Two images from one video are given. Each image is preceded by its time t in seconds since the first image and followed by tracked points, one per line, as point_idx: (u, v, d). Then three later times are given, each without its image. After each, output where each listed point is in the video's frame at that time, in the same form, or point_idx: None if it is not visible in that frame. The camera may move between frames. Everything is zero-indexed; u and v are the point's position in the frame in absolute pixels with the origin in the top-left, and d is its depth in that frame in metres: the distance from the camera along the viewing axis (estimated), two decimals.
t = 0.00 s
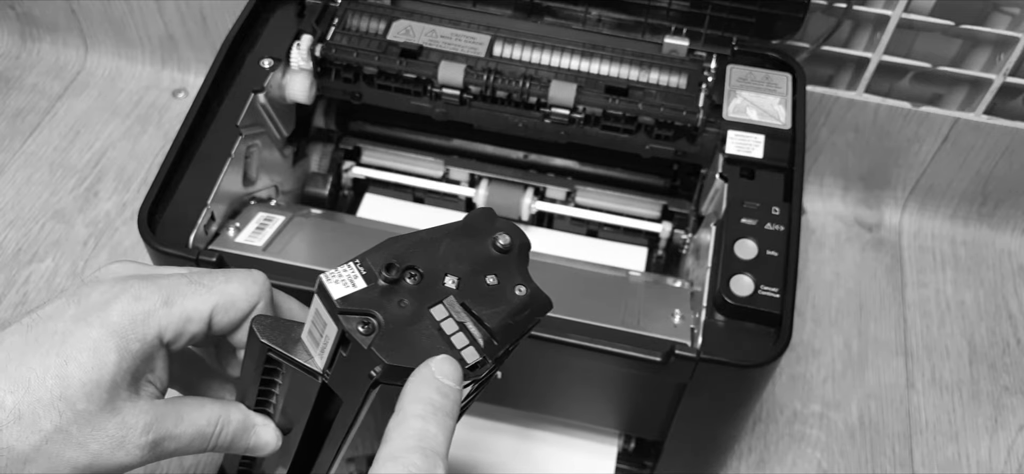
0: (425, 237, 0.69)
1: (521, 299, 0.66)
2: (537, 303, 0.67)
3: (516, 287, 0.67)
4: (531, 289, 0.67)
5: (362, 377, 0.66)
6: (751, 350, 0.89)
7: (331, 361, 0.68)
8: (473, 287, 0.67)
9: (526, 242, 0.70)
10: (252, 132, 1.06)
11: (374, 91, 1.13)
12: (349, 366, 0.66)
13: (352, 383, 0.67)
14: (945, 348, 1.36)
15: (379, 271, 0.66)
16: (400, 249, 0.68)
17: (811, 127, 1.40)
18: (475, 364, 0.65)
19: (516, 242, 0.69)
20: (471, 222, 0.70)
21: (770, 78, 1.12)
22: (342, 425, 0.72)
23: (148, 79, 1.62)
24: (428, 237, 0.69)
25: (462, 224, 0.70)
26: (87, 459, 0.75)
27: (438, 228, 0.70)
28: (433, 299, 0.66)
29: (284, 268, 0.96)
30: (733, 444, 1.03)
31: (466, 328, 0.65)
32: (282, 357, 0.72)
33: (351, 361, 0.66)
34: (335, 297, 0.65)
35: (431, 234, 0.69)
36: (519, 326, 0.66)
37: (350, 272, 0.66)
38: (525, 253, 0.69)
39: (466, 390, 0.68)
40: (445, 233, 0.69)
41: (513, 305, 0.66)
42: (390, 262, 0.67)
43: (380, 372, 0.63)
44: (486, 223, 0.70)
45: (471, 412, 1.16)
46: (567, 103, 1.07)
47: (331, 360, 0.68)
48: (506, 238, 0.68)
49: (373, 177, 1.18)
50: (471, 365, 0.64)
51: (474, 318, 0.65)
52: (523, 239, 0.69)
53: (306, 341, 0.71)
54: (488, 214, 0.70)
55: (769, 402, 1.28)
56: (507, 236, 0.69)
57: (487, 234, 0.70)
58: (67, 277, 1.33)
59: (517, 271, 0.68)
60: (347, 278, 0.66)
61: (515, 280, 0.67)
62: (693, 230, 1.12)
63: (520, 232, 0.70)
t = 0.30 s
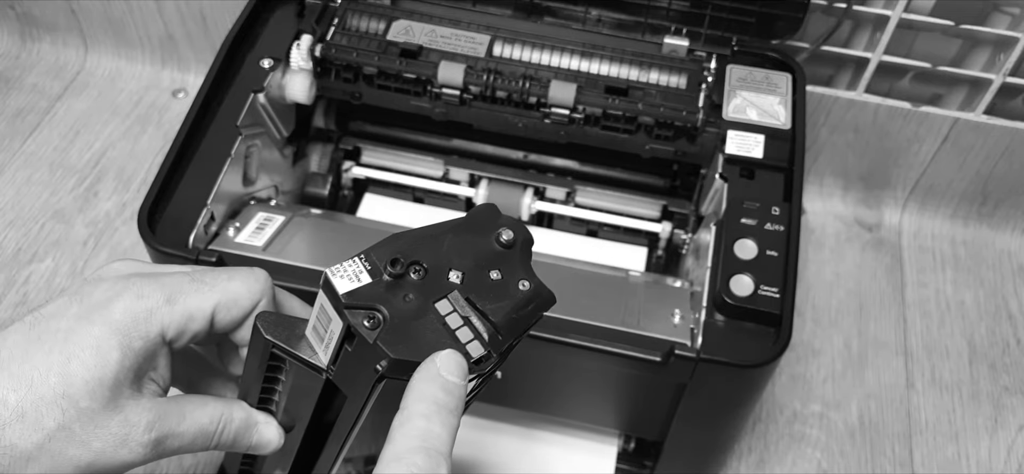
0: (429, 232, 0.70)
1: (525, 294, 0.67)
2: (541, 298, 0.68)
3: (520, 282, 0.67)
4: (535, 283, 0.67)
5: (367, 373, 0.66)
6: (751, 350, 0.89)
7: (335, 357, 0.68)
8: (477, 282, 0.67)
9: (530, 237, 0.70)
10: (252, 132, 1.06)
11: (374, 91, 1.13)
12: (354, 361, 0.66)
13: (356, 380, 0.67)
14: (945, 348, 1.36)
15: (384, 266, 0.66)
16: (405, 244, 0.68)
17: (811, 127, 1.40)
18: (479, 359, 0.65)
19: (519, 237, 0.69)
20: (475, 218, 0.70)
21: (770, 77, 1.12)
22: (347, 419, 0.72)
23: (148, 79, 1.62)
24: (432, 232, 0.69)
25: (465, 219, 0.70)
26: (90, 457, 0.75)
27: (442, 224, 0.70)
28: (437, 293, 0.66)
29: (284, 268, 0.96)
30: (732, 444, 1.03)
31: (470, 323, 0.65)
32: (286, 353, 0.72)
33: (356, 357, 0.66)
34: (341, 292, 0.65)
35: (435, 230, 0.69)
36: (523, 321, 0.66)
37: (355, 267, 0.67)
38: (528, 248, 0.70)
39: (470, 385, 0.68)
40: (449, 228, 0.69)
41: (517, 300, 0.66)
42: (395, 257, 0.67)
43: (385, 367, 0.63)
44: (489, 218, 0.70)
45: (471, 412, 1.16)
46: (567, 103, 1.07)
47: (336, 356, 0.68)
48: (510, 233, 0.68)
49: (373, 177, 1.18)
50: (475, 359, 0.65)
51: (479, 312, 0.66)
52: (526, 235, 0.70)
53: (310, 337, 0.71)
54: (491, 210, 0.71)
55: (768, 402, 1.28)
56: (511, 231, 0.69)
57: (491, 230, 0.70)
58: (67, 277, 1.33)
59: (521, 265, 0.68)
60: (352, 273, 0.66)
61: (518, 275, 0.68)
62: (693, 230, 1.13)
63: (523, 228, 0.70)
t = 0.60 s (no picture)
0: (434, 228, 0.70)
1: (531, 288, 0.67)
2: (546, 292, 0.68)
3: (525, 276, 0.67)
4: (540, 278, 0.68)
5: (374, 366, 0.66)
6: (750, 350, 0.89)
7: (342, 351, 0.68)
8: (483, 276, 0.67)
9: (534, 232, 0.70)
10: (252, 132, 1.06)
11: (374, 91, 1.13)
12: (361, 355, 0.67)
13: (362, 375, 0.67)
14: (945, 348, 1.36)
15: (391, 260, 0.67)
16: (411, 239, 0.69)
17: (811, 127, 1.40)
18: (486, 352, 0.65)
19: (524, 232, 0.69)
20: (480, 214, 0.70)
21: (770, 77, 1.12)
22: (353, 415, 0.72)
23: (148, 79, 1.62)
24: (438, 228, 0.70)
25: (471, 215, 0.71)
26: (94, 452, 0.75)
27: (447, 219, 0.71)
28: (444, 287, 0.67)
29: (284, 268, 0.96)
30: (732, 444, 1.03)
31: (477, 316, 0.66)
32: (292, 348, 0.72)
33: (364, 350, 0.66)
34: (349, 285, 0.66)
35: (441, 225, 0.70)
36: (529, 315, 0.66)
37: (363, 262, 0.67)
38: (534, 244, 0.70)
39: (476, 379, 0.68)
40: (455, 224, 0.70)
41: (523, 294, 0.66)
42: (401, 252, 0.68)
43: (392, 360, 0.64)
44: (494, 215, 0.71)
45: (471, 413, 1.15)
46: (567, 103, 1.07)
47: (343, 350, 0.68)
48: (515, 229, 0.69)
49: (373, 177, 1.18)
50: (482, 352, 0.65)
51: (485, 306, 0.66)
52: (531, 230, 0.70)
53: (317, 332, 0.71)
54: (496, 206, 0.71)
55: (768, 402, 1.28)
56: (516, 226, 0.69)
57: (496, 225, 0.70)
58: (66, 277, 1.33)
59: (526, 260, 0.68)
60: (360, 267, 0.67)
61: (524, 269, 0.68)
62: (692, 230, 1.13)
63: (528, 223, 0.70)
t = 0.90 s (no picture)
0: (444, 222, 0.70)
1: (539, 284, 0.67)
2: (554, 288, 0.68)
3: (534, 272, 0.67)
4: (548, 274, 0.68)
5: (384, 360, 0.66)
6: (750, 350, 0.89)
7: (351, 346, 0.68)
8: (492, 272, 0.67)
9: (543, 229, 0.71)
10: (252, 132, 1.06)
11: (374, 91, 1.13)
12: (371, 348, 0.67)
13: (372, 367, 0.68)
14: (944, 349, 1.36)
15: (401, 254, 0.67)
16: (421, 233, 0.68)
17: (811, 127, 1.40)
18: (495, 347, 0.66)
19: (533, 228, 0.69)
20: (489, 210, 0.70)
21: (770, 78, 1.12)
22: (359, 409, 0.73)
23: (148, 79, 1.62)
24: (447, 223, 0.69)
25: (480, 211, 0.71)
26: (99, 448, 0.76)
27: (456, 215, 0.70)
28: (454, 282, 0.67)
29: (285, 267, 0.96)
30: (732, 444, 1.03)
31: (486, 311, 0.66)
32: (300, 343, 0.72)
33: (373, 344, 0.66)
34: (360, 279, 0.65)
35: (450, 220, 0.70)
36: (538, 310, 0.67)
37: (373, 256, 0.67)
38: (542, 240, 0.70)
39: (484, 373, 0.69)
40: (464, 219, 0.70)
41: (531, 290, 0.67)
42: (412, 246, 0.67)
43: (403, 353, 0.64)
44: (503, 210, 0.71)
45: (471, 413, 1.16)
46: (566, 103, 1.07)
47: (352, 343, 0.68)
48: (524, 225, 0.69)
49: (373, 177, 1.18)
50: (492, 346, 0.65)
51: (495, 301, 0.66)
52: (539, 226, 0.70)
53: (325, 326, 0.71)
54: (505, 202, 0.71)
55: (768, 402, 1.28)
56: (524, 222, 0.69)
57: (505, 221, 0.70)
58: (66, 277, 1.33)
59: (535, 256, 0.68)
60: (370, 261, 0.66)
61: (533, 265, 0.68)
62: (692, 230, 1.13)
63: (536, 220, 0.70)
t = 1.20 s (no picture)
0: (452, 226, 0.70)
1: (547, 289, 0.67)
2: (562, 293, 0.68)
3: (542, 277, 0.68)
4: (556, 279, 0.68)
5: (392, 364, 0.67)
6: (749, 350, 0.89)
7: (358, 348, 0.69)
8: (500, 276, 0.68)
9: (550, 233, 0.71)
10: (252, 132, 1.06)
11: (374, 91, 1.13)
12: (379, 353, 0.67)
13: (380, 372, 0.68)
14: (944, 349, 1.36)
15: (409, 258, 0.67)
16: (429, 237, 0.69)
17: (811, 127, 1.40)
18: (504, 352, 0.66)
19: (540, 233, 0.70)
20: (498, 213, 0.71)
21: (770, 78, 1.12)
22: (366, 412, 0.73)
23: (148, 79, 1.62)
24: (456, 226, 0.70)
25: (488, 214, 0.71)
26: (102, 449, 0.76)
27: (464, 218, 0.71)
28: (462, 287, 0.67)
29: (285, 268, 0.96)
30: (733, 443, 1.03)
31: (494, 316, 0.66)
32: (306, 346, 0.72)
33: (381, 348, 0.67)
34: (369, 283, 0.66)
35: (458, 224, 0.70)
36: (546, 315, 0.67)
37: (382, 260, 0.67)
38: (550, 244, 0.70)
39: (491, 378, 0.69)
40: (472, 223, 0.70)
41: (539, 295, 0.67)
42: (420, 250, 0.68)
43: (414, 358, 0.65)
44: (511, 214, 0.71)
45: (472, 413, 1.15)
46: (566, 103, 1.07)
47: (359, 347, 0.69)
48: (531, 229, 0.69)
49: (373, 177, 1.18)
50: (500, 352, 0.65)
51: (503, 306, 0.67)
52: (547, 231, 0.70)
53: (332, 330, 0.71)
54: (512, 206, 0.71)
55: (768, 402, 1.28)
56: (532, 227, 0.69)
57: (512, 225, 0.71)
58: (66, 277, 1.33)
59: (543, 261, 0.69)
60: (379, 265, 0.67)
61: (540, 270, 0.68)
62: (692, 230, 1.13)
63: (544, 224, 0.70)
